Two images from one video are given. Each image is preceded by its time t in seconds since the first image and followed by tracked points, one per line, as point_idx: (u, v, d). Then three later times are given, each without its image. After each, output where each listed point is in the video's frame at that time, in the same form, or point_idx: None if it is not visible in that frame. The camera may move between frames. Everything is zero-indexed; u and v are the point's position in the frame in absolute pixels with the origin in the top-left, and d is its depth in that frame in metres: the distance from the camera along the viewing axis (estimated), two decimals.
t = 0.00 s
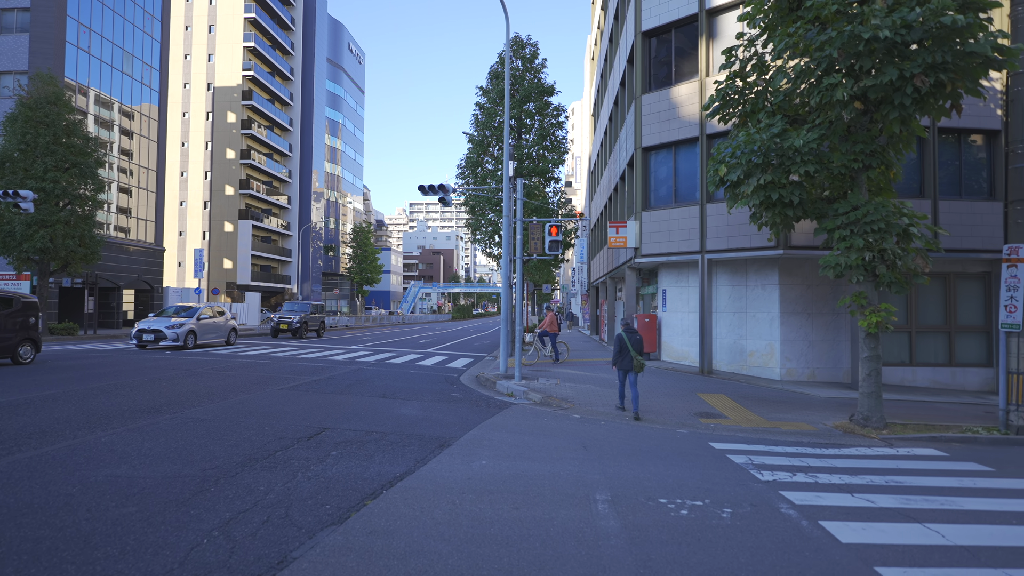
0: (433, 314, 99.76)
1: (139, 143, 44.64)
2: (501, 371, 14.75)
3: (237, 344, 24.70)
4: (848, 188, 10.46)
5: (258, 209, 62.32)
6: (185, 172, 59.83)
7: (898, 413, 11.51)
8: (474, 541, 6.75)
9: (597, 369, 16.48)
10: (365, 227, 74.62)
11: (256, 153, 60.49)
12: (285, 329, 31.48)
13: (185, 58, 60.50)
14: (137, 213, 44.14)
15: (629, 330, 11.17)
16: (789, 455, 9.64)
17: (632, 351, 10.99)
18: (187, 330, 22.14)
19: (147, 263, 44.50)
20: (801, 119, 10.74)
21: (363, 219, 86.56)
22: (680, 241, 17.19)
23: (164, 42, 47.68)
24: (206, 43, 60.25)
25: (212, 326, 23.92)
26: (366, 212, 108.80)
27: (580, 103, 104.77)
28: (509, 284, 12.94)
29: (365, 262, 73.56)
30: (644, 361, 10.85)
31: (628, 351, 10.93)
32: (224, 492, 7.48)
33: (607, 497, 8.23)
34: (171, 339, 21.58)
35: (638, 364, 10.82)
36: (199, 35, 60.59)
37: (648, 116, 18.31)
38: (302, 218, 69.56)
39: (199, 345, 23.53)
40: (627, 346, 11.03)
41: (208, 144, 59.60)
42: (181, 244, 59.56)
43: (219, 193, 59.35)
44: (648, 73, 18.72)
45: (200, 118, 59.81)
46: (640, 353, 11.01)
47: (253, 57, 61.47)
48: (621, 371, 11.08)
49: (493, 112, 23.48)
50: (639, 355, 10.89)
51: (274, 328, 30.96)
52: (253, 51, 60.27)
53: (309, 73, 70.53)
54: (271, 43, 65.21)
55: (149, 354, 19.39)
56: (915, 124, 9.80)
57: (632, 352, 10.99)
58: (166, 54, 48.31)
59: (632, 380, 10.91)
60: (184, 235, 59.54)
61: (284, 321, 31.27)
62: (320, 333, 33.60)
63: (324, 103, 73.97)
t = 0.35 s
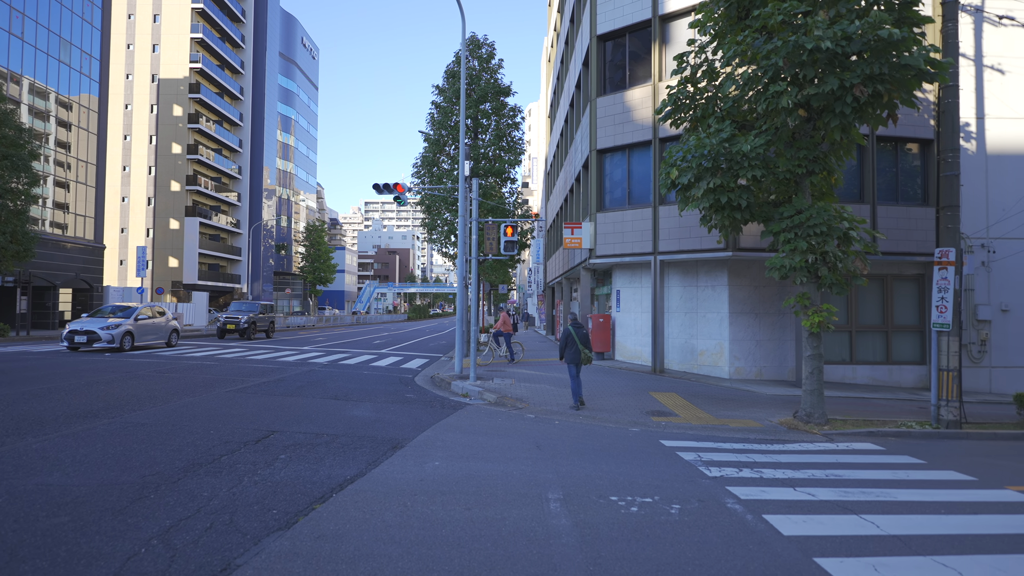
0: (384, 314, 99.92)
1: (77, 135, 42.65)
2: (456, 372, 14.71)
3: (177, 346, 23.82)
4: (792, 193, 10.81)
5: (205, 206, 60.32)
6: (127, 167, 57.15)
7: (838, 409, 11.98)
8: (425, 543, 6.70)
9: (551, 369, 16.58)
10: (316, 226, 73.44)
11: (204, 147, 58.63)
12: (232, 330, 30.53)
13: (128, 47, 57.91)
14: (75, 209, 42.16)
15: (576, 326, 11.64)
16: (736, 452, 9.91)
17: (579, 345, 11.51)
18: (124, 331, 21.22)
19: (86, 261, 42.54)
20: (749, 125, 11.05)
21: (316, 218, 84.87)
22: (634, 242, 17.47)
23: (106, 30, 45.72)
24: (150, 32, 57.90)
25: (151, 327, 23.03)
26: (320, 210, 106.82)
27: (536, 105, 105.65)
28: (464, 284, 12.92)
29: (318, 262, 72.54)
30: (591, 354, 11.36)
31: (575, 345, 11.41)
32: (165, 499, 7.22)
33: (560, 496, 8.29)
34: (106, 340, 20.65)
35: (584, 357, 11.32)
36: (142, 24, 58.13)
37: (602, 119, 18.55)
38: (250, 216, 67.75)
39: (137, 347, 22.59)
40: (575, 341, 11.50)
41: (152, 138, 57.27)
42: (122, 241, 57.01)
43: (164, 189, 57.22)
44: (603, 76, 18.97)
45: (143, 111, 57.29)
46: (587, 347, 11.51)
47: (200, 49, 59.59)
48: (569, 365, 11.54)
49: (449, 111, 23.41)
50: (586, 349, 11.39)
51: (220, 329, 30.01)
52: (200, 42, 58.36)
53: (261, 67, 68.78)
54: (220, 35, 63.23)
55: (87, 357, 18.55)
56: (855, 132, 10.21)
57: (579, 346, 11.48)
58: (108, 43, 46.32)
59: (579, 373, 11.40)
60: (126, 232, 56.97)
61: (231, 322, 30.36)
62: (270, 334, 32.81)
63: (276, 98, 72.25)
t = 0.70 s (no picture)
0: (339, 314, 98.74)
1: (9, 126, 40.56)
2: (412, 372, 14.60)
3: (115, 348, 22.93)
4: (742, 196, 11.08)
5: (150, 202, 58.10)
6: (67, 160, 54.24)
7: (785, 406, 12.36)
8: (375, 546, 6.61)
9: (508, 369, 16.64)
10: (269, 224, 72.52)
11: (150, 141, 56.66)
12: (174, 331, 29.51)
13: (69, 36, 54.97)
14: (7, 204, 40.08)
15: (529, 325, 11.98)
16: (687, 449, 10.12)
17: (530, 343, 11.85)
18: (56, 332, 20.31)
19: (22, 258, 40.50)
20: (701, 129, 11.29)
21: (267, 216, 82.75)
22: (590, 243, 17.66)
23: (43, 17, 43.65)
24: (92, 20, 55.32)
25: (87, 328, 22.09)
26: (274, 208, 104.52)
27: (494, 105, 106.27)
28: (420, 284, 12.84)
29: (269, 261, 71.35)
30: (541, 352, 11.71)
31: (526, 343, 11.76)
32: (102, 507, 6.93)
33: (513, 496, 8.31)
34: (35, 341, 19.73)
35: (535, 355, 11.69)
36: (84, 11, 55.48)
37: (559, 121, 18.68)
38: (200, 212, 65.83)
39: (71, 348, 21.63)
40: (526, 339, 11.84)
41: (93, 130, 54.79)
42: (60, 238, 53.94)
43: (108, 184, 54.96)
44: (560, 78, 19.11)
45: (85, 102, 54.62)
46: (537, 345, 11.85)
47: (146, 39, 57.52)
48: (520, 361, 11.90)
49: (406, 109, 23.28)
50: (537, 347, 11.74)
51: (162, 329, 28.98)
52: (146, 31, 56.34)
53: (212, 59, 66.80)
54: (168, 25, 61.16)
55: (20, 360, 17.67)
56: (801, 138, 10.53)
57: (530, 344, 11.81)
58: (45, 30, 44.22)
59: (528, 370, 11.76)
60: (65, 229, 54.07)
61: (174, 322, 29.32)
62: (215, 334, 31.93)
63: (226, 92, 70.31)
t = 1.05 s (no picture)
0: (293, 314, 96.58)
1: None
2: (368, 373, 14.45)
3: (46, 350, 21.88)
4: (694, 199, 11.34)
5: (92, 197, 55.80)
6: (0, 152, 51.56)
7: (734, 403, 12.71)
8: (325, 550, 6.51)
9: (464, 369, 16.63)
10: (219, 220, 70.12)
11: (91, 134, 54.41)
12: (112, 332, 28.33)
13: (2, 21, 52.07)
14: None
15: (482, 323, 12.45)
16: (640, 447, 10.32)
17: (482, 340, 12.32)
18: None
19: None
20: (655, 132, 11.50)
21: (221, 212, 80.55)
22: (547, 243, 17.79)
23: None
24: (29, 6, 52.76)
25: (15, 329, 21.02)
26: (226, 205, 101.62)
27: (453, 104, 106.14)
28: (376, 283, 12.71)
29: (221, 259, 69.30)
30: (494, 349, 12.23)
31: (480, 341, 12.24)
32: (35, 516, 6.63)
33: (467, 496, 8.30)
34: None
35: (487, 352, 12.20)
36: None
37: (517, 121, 18.74)
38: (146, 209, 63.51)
39: None
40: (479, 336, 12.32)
41: (30, 121, 52.16)
42: None
43: (46, 177, 52.52)
44: (518, 78, 19.17)
45: (20, 91, 52.02)
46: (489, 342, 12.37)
47: (88, 27, 55.22)
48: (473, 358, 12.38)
49: (363, 106, 23.03)
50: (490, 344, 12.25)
51: (99, 330, 27.79)
52: (87, 19, 54.42)
53: (160, 51, 64.51)
54: (112, 14, 58.84)
55: None
56: (751, 143, 10.83)
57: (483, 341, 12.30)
58: None
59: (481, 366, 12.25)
60: None
61: (112, 323, 28.14)
62: (157, 335, 30.87)
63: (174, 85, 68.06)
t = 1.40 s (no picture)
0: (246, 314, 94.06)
1: None
2: (321, 374, 14.25)
3: None
4: (648, 201, 11.55)
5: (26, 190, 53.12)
6: None
7: (685, 401, 13.01)
8: (271, 554, 6.35)
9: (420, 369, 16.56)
10: (167, 217, 67.71)
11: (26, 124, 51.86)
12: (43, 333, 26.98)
13: None
14: None
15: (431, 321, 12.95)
16: (593, 445, 10.47)
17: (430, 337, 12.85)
18: None
19: None
20: (610, 135, 11.65)
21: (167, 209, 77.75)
22: (503, 243, 17.84)
23: None
24: None
25: None
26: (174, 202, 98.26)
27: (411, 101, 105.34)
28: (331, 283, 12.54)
29: (168, 257, 66.86)
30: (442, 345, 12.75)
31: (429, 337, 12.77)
32: None
33: (419, 497, 8.23)
34: None
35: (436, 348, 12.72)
36: None
37: (474, 120, 18.72)
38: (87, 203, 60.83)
39: None
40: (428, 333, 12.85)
41: None
42: None
43: None
44: (475, 78, 19.13)
45: None
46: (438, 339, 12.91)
47: (24, 12, 52.62)
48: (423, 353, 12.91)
49: (317, 102, 22.68)
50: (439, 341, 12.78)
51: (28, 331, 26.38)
52: (23, 3, 51.85)
53: (105, 39, 61.91)
54: None
55: None
56: (703, 146, 11.08)
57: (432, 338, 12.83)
58: None
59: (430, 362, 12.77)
60: None
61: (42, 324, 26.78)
62: (93, 336, 29.52)
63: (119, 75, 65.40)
